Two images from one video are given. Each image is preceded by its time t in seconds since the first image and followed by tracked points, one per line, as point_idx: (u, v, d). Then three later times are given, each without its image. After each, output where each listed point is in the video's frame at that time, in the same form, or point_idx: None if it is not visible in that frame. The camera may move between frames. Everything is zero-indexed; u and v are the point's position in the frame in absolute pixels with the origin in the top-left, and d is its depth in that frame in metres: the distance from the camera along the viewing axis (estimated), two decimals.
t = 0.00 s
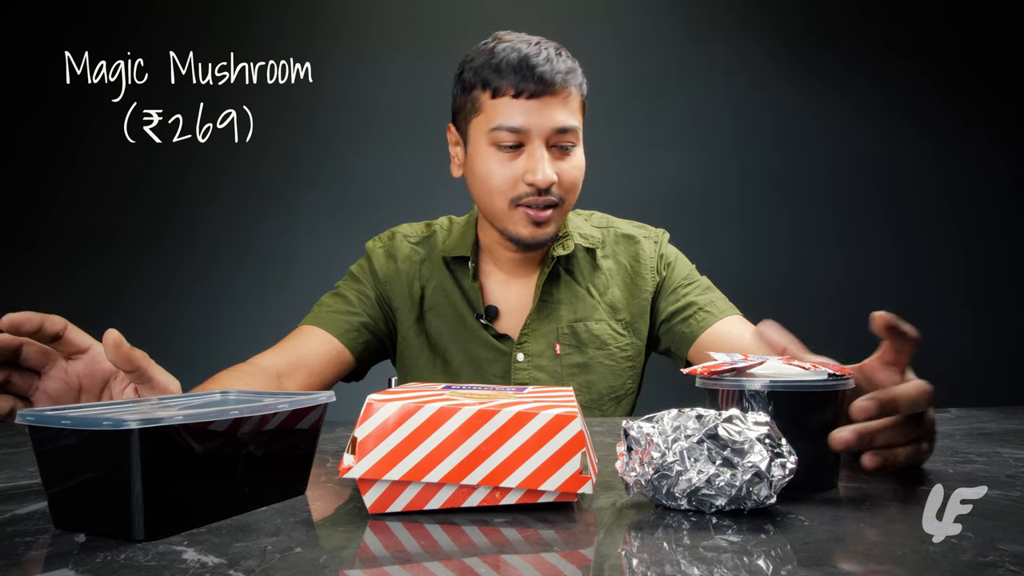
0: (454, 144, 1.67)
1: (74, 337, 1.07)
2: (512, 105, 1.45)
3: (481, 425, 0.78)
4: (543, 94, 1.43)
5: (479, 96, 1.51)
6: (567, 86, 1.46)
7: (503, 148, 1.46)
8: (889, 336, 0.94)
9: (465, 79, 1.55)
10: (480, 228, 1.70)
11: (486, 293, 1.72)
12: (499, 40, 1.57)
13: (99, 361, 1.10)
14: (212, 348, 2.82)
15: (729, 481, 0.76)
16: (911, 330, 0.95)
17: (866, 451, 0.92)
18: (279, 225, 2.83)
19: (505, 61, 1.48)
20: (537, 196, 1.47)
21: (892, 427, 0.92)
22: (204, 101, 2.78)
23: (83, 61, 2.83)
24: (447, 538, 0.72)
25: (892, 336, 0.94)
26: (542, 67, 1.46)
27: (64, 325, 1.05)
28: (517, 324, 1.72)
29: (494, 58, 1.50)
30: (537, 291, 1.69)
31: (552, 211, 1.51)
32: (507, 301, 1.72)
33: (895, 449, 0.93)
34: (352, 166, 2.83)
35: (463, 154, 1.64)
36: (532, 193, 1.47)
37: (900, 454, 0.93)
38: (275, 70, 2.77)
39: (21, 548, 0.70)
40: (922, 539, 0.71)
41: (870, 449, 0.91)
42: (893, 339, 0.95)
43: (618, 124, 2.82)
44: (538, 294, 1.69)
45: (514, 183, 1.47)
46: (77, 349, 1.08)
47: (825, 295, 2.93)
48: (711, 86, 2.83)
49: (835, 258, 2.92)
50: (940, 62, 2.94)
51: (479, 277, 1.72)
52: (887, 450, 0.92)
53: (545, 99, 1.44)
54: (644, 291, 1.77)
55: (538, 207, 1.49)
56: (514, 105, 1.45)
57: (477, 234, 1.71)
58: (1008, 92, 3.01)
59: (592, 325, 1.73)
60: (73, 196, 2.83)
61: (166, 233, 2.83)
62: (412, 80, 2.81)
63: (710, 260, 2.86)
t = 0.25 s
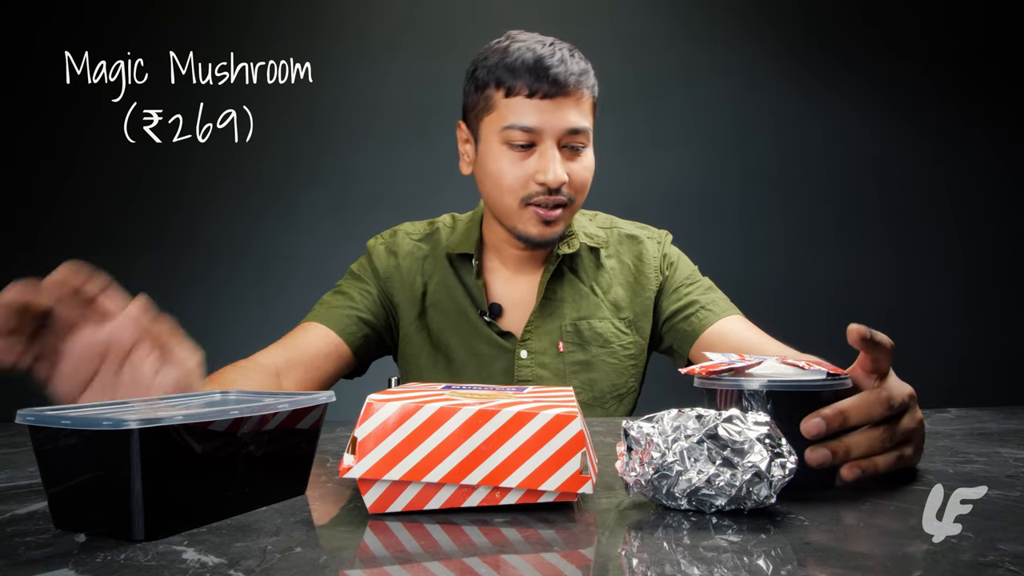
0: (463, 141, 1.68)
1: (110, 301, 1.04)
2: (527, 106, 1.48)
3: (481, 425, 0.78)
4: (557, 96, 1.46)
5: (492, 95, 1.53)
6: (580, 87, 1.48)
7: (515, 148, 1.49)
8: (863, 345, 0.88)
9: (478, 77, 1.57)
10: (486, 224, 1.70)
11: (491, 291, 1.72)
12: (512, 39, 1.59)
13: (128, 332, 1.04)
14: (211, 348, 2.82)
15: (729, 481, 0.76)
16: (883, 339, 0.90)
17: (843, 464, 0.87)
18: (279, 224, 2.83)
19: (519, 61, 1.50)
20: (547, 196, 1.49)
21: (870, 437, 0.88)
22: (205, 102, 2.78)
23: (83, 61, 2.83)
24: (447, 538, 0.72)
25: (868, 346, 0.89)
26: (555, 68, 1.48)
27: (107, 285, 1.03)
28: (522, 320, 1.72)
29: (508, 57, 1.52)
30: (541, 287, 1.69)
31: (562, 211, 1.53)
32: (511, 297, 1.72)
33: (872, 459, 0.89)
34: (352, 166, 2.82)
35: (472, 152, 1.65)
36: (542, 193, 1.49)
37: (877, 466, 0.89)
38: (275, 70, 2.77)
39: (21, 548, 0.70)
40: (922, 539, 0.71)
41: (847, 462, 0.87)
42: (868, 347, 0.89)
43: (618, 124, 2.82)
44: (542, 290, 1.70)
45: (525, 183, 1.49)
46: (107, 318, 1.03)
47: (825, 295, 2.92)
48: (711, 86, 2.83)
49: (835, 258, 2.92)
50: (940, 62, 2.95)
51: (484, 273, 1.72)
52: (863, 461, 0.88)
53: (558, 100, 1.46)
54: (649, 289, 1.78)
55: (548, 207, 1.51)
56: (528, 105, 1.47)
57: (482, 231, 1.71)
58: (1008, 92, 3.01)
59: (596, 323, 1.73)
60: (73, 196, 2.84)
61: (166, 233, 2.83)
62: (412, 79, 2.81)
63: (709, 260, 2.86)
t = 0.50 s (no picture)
0: (471, 137, 1.72)
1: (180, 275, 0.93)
2: (539, 102, 1.53)
3: (481, 425, 0.78)
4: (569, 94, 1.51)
5: (503, 91, 1.57)
6: (591, 87, 1.54)
7: (525, 143, 1.53)
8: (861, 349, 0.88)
9: (489, 73, 1.61)
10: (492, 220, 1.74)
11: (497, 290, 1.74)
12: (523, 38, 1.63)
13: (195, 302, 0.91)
14: (210, 347, 2.81)
15: (729, 481, 0.76)
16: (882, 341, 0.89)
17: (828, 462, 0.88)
18: (278, 224, 2.83)
19: (532, 58, 1.55)
20: (556, 192, 1.54)
21: (858, 438, 0.88)
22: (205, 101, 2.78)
23: (82, 61, 2.83)
24: (447, 538, 0.72)
25: (865, 349, 0.88)
26: (567, 68, 1.54)
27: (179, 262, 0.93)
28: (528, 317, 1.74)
29: (521, 55, 1.57)
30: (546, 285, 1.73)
31: (569, 208, 1.58)
32: (517, 294, 1.74)
33: (860, 459, 0.90)
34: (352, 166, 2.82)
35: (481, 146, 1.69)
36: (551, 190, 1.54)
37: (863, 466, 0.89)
38: (275, 71, 2.77)
39: (21, 548, 0.70)
40: (922, 539, 0.71)
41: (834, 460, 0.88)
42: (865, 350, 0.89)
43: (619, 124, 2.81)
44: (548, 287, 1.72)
45: (535, 178, 1.53)
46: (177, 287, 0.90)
47: (825, 295, 2.92)
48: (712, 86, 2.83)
49: (834, 257, 2.92)
50: (940, 63, 2.95)
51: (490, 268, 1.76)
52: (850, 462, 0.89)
53: (569, 100, 1.52)
54: (654, 287, 1.79)
55: (556, 203, 1.55)
56: (540, 102, 1.52)
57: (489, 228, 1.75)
58: (1007, 93, 3.01)
59: (601, 321, 1.75)
60: (72, 196, 2.84)
61: (166, 233, 2.83)
62: (411, 79, 2.81)
63: (709, 260, 2.86)
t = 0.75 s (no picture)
0: (477, 135, 1.97)
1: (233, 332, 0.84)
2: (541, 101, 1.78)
3: (481, 425, 0.78)
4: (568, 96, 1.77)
5: (509, 93, 1.82)
6: (588, 88, 1.81)
7: (531, 140, 1.80)
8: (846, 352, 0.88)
9: (495, 73, 1.85)
10: (498, 220, 1.97)
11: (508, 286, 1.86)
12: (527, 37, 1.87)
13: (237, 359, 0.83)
14: (209, 346, 2.81)
15: (729, 481, 0.76)
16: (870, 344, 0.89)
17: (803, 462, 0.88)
18: (277, 224, 2.82)
19: (535, 58, 1.79)
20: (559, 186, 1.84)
21: (834, 439, 0.89)
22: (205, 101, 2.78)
23: (83, 61, 2.83)
24: (447, 538, 0.72)
25: (852, 352, 0.88)
26: (567, 70, 1.79)
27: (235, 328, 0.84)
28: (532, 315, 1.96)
29: (525, 55, 1.81)
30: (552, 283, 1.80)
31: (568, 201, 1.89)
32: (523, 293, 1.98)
33: (836, 459, 0.90)
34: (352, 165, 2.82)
35: (486, 146, 1.94)
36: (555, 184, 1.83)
37: (838, 466, 0.90)
38: (275, 71, 2.78)
39: (21, 548, 0.70)
40: (922, 539, 0.71)
41: (809, 460, 0.89)
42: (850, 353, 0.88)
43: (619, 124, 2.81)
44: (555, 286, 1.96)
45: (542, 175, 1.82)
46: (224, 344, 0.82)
47: (824, 294, 2.92)
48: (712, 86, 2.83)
49: (834, 257, 2.91)
50: (940, 63, 2.95)
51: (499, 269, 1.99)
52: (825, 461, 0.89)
53: (569, 101, 1.78)
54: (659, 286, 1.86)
55: (559, 197, 1.86)
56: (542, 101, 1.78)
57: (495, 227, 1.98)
58: (1007, 93, 3.02)
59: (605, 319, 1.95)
60: (72, 196, 2.84)
61: (165, 232, 2.83)
62: (411, 79, 2.80)
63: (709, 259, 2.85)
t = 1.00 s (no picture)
0: (496, 135, 1.70)
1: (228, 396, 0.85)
2: (564, 99, 1.51)
3: (481, 425, 0.78)
4: (595, 93, 1.49)
5: (531, 89, 1.54)
6: (618, 87, 1.52)
7: (550, 141, 1.52)
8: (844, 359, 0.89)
9: (515, 71, 1.58)
10: (513, 220, 1.72)
11: (524, 291, 1.74)
12: (550, 36, 1.60)
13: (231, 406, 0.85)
14: (210, 346, 2.81)
15: (729, 481, 0.76)
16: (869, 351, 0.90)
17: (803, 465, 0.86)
18: (276, 224, 2.82)
19: (560, 57, 1.52)
20: (580, 190, 1.53)
21: (834, 441, 0.87)
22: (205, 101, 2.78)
23: (82, 61, 2.83)
24: (447, 538, 0.72)
25: (851, 358, 0.89)
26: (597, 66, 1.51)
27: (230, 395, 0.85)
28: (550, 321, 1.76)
29: (549, 53, 1.54)
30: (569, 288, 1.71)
31: (592, 206, 1.57)
32: (540, 295, 1.74)
33: (834, 463, 0.88)
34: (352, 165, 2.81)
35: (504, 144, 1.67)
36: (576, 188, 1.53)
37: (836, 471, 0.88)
38: (275, 71, 2.77)
39: (22, 548, 0.70)
40: (923, 539, 0.71)
41: (808, 462, 0.86)
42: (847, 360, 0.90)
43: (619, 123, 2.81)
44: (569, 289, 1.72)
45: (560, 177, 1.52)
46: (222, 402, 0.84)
47: (823, 294, 2.92)
48: (712, 86, 2.82)
49: (834, 257, 2.91)
50: (941, 63, 2.95)
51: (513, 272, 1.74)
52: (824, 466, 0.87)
53: (598, 98, 1.49)
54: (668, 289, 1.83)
55: (581, 202, 1.54)
56: (565, 99, 1.51)
57: (510, 227, 1.72)
58: (1006, 93, 3.02)
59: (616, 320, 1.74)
60: (72, 196, 2.84)
61: (165, 232, 2.83)
62: (411, 79, 2.80)
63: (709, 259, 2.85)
